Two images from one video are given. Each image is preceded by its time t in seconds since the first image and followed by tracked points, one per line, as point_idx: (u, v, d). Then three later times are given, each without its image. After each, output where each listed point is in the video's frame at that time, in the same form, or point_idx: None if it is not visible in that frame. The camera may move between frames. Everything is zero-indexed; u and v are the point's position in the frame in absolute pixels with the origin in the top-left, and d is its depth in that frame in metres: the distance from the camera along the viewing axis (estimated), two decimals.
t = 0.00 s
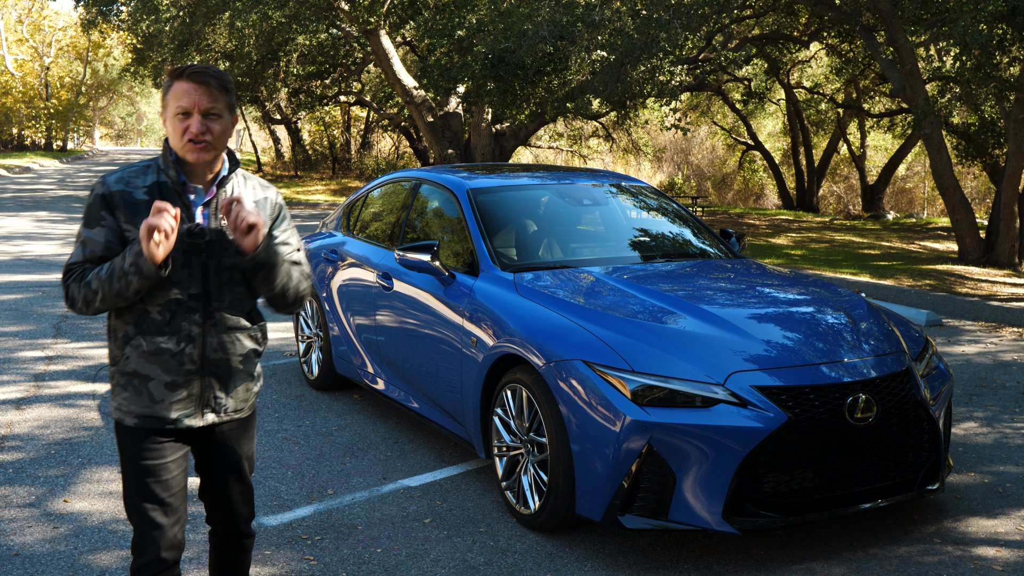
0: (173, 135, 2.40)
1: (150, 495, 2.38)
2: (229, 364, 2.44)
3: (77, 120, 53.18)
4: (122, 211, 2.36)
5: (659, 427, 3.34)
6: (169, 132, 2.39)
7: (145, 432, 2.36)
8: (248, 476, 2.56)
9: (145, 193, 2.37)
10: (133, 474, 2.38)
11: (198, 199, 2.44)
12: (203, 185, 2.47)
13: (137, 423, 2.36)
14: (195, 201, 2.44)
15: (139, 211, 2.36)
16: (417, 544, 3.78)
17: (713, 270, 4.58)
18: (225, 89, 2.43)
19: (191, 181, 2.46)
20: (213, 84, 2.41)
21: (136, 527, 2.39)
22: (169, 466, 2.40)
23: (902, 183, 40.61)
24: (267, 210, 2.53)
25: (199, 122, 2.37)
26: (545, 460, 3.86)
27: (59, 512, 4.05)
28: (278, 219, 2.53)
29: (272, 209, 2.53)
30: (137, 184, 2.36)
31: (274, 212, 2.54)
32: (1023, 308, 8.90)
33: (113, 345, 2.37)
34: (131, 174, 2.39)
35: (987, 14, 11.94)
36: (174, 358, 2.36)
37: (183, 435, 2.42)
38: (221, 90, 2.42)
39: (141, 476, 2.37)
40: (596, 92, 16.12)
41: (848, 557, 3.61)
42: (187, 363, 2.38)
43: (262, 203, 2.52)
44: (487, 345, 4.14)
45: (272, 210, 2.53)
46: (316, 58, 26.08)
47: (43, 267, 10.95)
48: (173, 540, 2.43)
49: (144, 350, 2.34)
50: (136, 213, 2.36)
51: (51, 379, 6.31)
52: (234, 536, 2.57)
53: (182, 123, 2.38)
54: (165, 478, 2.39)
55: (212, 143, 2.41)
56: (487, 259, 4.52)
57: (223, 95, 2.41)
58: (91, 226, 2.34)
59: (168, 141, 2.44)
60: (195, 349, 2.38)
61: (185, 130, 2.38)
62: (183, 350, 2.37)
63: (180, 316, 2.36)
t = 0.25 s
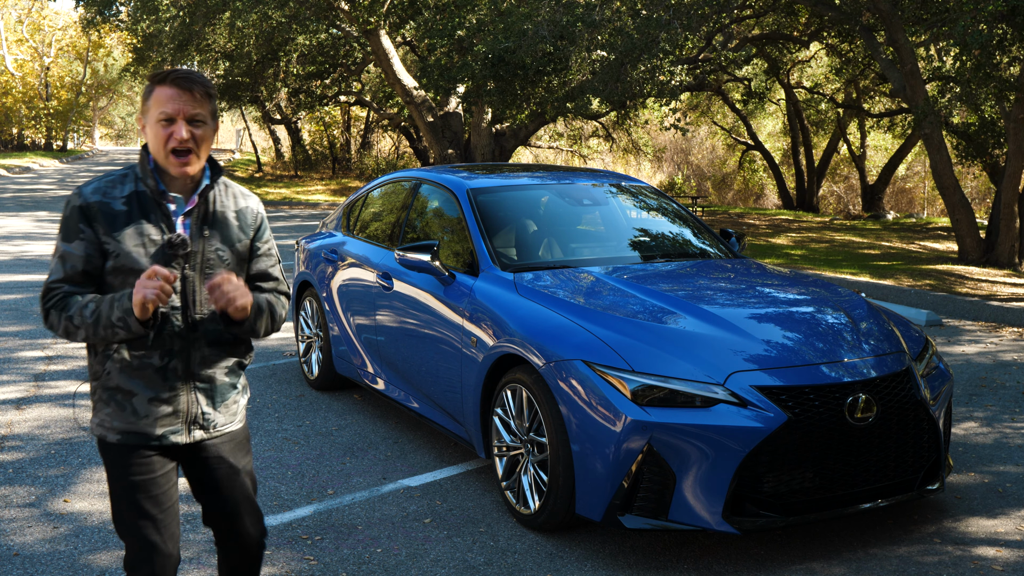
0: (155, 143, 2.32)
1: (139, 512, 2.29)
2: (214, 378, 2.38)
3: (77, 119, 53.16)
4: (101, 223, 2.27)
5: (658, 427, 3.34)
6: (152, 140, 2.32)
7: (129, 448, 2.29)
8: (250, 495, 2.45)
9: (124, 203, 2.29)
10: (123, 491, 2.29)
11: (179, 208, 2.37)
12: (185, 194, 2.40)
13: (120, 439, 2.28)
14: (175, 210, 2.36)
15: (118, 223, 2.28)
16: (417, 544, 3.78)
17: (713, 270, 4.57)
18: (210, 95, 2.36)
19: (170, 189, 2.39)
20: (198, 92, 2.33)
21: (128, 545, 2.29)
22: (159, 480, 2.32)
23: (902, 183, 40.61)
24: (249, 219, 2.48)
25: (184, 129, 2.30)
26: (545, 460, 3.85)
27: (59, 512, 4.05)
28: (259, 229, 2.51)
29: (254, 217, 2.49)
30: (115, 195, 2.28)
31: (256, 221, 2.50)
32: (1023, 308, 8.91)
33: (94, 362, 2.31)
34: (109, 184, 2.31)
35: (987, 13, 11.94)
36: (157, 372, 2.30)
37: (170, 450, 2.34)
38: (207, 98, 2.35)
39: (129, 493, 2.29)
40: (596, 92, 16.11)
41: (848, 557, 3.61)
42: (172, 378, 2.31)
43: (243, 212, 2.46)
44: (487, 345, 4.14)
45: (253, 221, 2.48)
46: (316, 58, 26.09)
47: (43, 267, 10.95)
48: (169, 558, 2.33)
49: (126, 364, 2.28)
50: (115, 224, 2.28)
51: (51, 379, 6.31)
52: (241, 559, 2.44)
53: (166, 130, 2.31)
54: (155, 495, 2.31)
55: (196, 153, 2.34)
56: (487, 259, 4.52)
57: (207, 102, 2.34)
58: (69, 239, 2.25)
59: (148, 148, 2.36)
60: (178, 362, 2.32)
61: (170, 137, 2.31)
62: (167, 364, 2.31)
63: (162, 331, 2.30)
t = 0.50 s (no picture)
0: (140, 130, 2.29)
1: (135, 512, 2.32)
2: (208, 371, 2.36)
3: (77, 119, 53.12)
4: (83, 219, 2.28)
5: (659, 427, 3.34)
6: (136, 127, 2.29)
7: (124, 448, 2.30)
8: (252, 488, 2.45)
9: (104, 199, 2.29)
10: (120, 491, 2.32)
11: (162, 200, 2.36)
12: (166, 186, 2.39)
13: (118, 440, 2.29)
14: (158, 203, 2.35)
15: (100, 218, 2.28)
16: (417, 544, 3.78)
17: (713, 270, 4.58)
18: (194, 85, 2.34)
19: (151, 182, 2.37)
20: (188, 84, 2.33)
21: (130, 544, 2.34)
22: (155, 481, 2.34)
23: (902, 183, 40.61)
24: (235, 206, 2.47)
25: (174, 119, 2.28)
26: (545, 460, 3.85)
27: (59, 512, 4.05)
28: (247, 213, 2.49)
29: (240, 202, 2.48)
30: (95, 190, 2.28)
31: (242, 204, 2.48)
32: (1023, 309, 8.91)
33: (89, 361, 2.31)
34: (89, 179, 2.30)
35: (987, 14, 11.93)
36: (148, 370, 2.29)
37: (167, 447, 2.35)
38: (192, 88, 2.34)
39: (126, 494, 2.31)
40: (596, 92, 16.09)
41: (848, 557, 3.61)
42: (164, 374, 2.30)
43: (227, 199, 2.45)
44: (487, 345, 4.14)
45: (240, 205, 2.47)
46: (316, 58, 26.09)
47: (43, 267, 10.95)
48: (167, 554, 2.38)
49: (117, 364, 2.28)
50: (97, 220, 2.28)
51: (51, 379, 6.31)
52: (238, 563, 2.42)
53: (154, 118, 2.27)
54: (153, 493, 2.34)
55: (182, 140, 2.31)
56: (488, 259, 4.52)
57: (191, 91, 2.32)
58: (52, 237, 2.25)
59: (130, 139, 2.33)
60: (170, 358, 2.31)
61: (158, 126, 2.27)
62: (159, 361, 2.30)
63: (153, 326, 2.29)
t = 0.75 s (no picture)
0: (140, 138, 2.24)
1: (135, 516, 2.29)
2: (211, 379, 2.30)
3: (77, 120, 53.10)
4: (92, 227, 2.23)
5: (658, 427, 3.34)
6: (136, 135, 2.24)
7: (127, 452, 2.28)
8: (250, 498, 2.38)
9: (113, 206, 2.23)
10: (122, 494, 2.29)
11: (170, 206, 2.29)
12: (176, 192, 2.31)
13: (121, 443, 2.28)
14: (166, 210, 2.29)
15: (109, 226, 2.23)
16: (417, 544, 3.78)
17: (713, 270, 4.57)
18: (191, 89, 2.30)
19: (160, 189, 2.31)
20: (181, 84, 2.28)
21: (129, 547, 2.31)
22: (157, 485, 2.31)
23: (902, 183, 40.62)
24: (249, 211, 2.38)
25: (171, 123, 2.24)
26: (545, 459, 3.86)
27: (59, 512, 4.05)
28: (259, 219, 2.40)
29: (254, 208, 2.38)
30: (104, 197, 2.22)
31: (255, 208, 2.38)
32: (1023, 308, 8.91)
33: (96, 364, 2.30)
34: (99, 185, 2.25)
35: (987, 14, 11.94)
36: (151, 376, 2.25)
37: (168, 453, 2.31)
38: (187, 90, 2.29)
39: (126, 498, 2.29)
40: (596, 92, 16.10)
41: (848, 557, 3.61)
42: (166, 381, 2.26)
43: (239, 202, 2.35)
44: (487, 345, 4.14)
45: (252, 210, 2.37)
46: (316, 58, 26.12)
47: (43, 267, 10.95)
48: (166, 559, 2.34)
49: (121, 369, 2.25)
50: (106, 227, 2.23)
51: (51, 379, 6.31)
52: None
53: (148, 125, 2.23)
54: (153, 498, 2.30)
55: (182, 146, 2.26)
56: (487, 259, 4.52)
57: (187, 92, 2.28)
58: (63, 247, 2.22)
59: (135, 147, 2.29)
60: (172, 364, 2.25)
61: (156, 132, 2.23)
62: (162, 367, 2.25)
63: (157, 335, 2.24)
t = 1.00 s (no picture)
0: (174, 133, 2.21)
1: (147, 521, 2.21)
2: (232, 382, 2.24)
3: (77, 120, 53.11)
4: (125, 214, 2.20)
5: (658, 427, 3.34)
6: (171, 128, 2.21)
7: (143, 453, 2.21)
8: (265, 506, 2.35)
9: (150, 197, 2.20)
10: (135, 496, 2.22)
11: (206, 204, 2.24)
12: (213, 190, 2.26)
13: (136, 443, 2.21)
14: (201, 207, 2.24)
15: (143, 217, 2.20)
16: (417, 544, 3.78)
17: (712, 270, 4.58)
18: (225, 84, 2.22)
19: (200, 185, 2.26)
20: (214, 79, 2.21)
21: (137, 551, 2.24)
22: (171, 489, 2.23)
23: (902, 183, 40.63)
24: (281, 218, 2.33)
25: (195, 117, 2.18)
26: (545, 459, 3.86)
27: (59, 512, 4.05)
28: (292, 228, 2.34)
29: (286, 215, 2.33)
30: (143, 186, 2.20)
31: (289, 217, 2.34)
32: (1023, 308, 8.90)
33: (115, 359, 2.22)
34: (140, 174, 2.23)
35: (987, 13, 11.93)
36: (172, 375, 2.18)
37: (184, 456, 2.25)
38: (220, 83, 2.21)
39: (139, 500, 2.21)
40: (596, 92, 16.11)
41: (848, 557, 3.61)
42: (186, 381, 2.20)
43: (274, 208, 2.31)
44: (486, 344, 4.14)
45: (286, 217, 2.33)
46: (316, 58, 26.13)
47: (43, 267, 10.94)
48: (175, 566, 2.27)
49: (140, 366, 2.18)
50: (140, 217, 2.20)
51: (51, 379, 6.31)
52: None
53: (179, 118, 2.19)
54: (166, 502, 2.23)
55: (217, 143, 2.21)
56: (487, 259, 4.52)
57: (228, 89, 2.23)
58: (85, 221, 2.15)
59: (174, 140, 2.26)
60: (195, 365, 2.20)
61: (183, 126, 2.19)
62: (182, 366, 2.19)
63: (177, 330, 2.18)
